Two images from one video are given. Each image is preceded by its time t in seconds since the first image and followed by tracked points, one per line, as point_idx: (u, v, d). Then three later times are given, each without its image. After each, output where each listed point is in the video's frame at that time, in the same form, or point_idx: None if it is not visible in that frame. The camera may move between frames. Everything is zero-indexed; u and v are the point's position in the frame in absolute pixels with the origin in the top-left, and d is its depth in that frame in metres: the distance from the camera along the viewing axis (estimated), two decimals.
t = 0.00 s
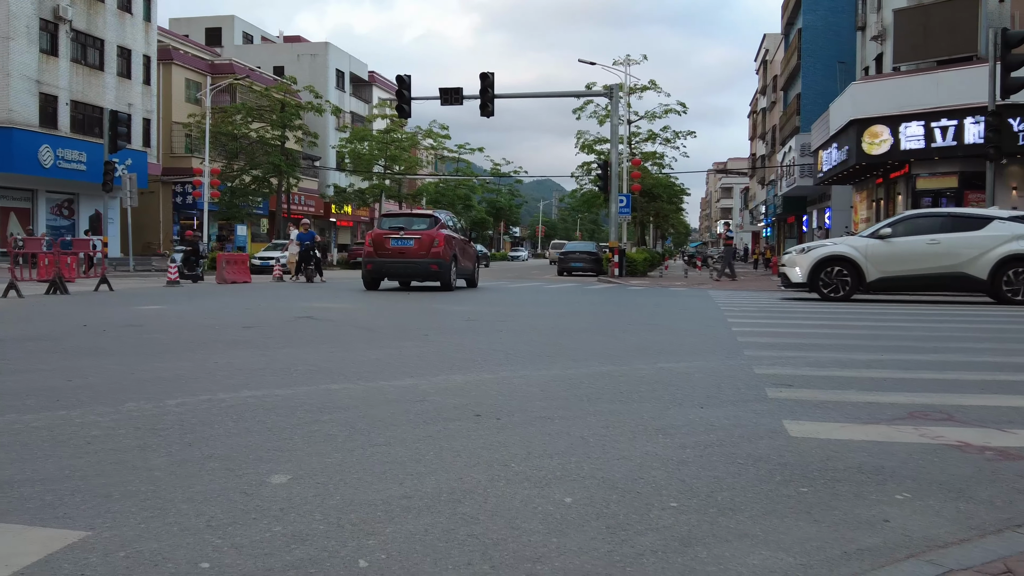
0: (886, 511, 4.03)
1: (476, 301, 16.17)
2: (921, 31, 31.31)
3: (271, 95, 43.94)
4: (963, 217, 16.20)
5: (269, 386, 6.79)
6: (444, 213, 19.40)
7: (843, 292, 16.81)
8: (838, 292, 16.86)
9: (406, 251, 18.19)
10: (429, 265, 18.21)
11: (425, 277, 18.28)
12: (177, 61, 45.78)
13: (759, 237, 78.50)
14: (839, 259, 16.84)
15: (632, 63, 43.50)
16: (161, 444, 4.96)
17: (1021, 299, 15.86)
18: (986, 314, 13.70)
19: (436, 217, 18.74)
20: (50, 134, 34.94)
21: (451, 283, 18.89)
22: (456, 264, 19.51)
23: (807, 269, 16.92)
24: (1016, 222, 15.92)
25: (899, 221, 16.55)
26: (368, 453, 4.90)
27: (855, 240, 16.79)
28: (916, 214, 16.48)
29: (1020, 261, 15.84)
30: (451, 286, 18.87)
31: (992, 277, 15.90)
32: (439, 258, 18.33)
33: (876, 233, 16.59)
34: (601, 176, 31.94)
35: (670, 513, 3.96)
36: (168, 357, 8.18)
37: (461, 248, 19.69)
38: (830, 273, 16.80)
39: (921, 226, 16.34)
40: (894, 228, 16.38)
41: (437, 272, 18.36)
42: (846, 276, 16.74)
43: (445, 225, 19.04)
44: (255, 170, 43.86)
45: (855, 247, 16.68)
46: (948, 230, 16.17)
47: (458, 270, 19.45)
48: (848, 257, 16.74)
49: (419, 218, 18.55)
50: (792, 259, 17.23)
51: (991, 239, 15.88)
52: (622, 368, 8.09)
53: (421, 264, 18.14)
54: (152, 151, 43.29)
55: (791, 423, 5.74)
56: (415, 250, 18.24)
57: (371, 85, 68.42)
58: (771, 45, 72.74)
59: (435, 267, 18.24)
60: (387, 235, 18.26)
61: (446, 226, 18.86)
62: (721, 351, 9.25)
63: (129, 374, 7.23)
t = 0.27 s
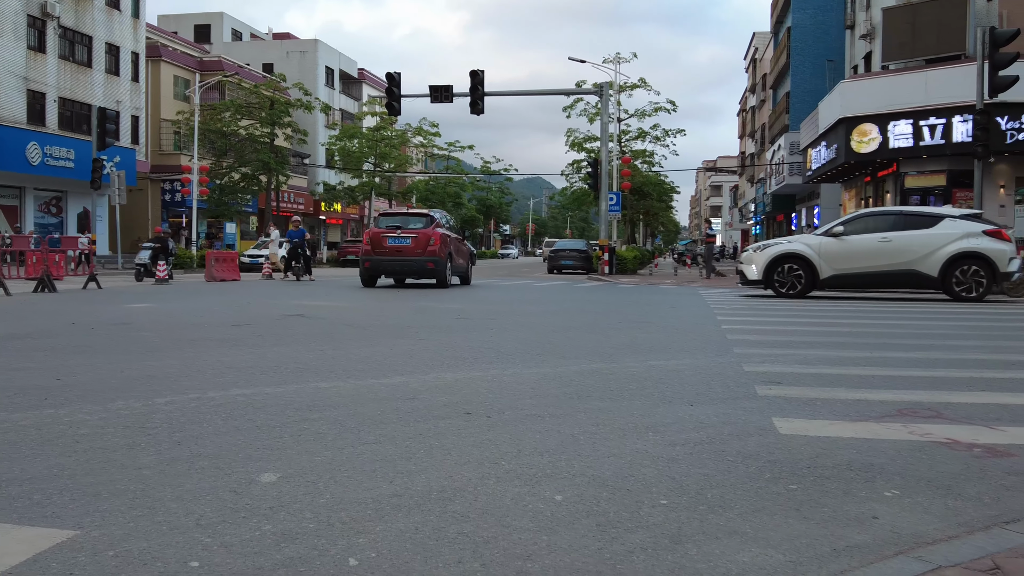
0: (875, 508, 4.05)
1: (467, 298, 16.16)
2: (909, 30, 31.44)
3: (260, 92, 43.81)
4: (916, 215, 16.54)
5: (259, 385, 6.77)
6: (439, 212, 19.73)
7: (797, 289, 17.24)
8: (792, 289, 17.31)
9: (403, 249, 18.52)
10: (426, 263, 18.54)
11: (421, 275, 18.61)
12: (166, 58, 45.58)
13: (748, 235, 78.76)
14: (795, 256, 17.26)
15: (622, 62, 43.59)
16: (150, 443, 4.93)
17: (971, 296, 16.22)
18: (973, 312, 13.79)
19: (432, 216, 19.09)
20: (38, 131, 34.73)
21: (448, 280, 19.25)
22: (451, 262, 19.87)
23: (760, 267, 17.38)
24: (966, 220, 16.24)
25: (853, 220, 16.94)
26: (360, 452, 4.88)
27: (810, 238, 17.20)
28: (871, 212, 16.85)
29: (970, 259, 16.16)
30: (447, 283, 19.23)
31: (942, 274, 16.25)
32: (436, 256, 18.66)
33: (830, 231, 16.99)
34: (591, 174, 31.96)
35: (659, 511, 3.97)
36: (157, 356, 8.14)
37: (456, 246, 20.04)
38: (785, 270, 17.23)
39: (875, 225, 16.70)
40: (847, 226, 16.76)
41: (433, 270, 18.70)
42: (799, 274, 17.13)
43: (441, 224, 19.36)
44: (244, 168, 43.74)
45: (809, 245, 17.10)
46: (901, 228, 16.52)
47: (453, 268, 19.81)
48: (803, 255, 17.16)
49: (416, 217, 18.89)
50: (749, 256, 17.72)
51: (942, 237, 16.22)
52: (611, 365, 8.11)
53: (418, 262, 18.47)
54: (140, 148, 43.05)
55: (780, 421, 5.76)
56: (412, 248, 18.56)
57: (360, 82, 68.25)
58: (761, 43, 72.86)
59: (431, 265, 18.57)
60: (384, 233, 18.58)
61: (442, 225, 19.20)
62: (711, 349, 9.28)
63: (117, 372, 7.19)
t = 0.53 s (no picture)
0: (869, 505, 4.06)
1: (460, 296, 16.15)
2: (901, 28, 31.54)
3: (252, 89, 43.70)
4: (874, 213, 16.63)
5: (251, 383, 6.76)
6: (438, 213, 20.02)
7: (757, 286, 17.37)
8: (753, 287, 17.44)
9: (403, 248, 18.79)
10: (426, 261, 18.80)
11: (422, 273, 18.87)
12: (158, 55, 45.43)
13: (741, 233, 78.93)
14: (755, 254, 17.38)
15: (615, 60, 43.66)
16: (143, 442, 4.92)
17: (928, 293, 16.33)
18: (965, 310, 13.84)
19: (432, 216, 19.37)
20: (29, 129, 34.58)
21: (447, 279, 19.50)
22: (450, 261, 20.14)
23: (721, 265, 17.50)
24: (923, 218, 16.35)
25: (812, 218, 17.03)
26: (355, 450, 4.87)
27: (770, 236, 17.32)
28: (829, 211, 16.94)
29: (926, 256, 16.28)
30: (446, 282, 19.48)
31: (899, 271, 16.38)
32: (435, 255, 18.92)
33: (790, 229, 17.11)
34: (584, 172, 31.98)
35: (654, 509, 3.97)
36: (150, 354, 8.12)
37: (455, 246, 20.31)
38: (745, 269, 17.38)
39: (833, 223, 16.81)
40: (806, 225, 16.87)
41: (433, 269, 18.96)
42: (759, 272, 17.29)
43: (440, 224, 19.64)
44: (237, 165, 43.66)
45: (769, 243, 17.22)
46: (859, 226, 16.63)
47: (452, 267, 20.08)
48: (763, 253, 17.28)
49: (416, 217, 19.16)
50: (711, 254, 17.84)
51: (898, 235, 16.34)
52: (604, 363, 8.12)
53: (418, 260, 18.73)
54: (132, 146, 42.87)
55: (773, 418, 5.78)
56: (412, 247, 18.83)
57: (353, 80, 68.09)
58: (753, 42, 72.92)
59: (431, 264, 18.83)
60: (386, 233, 18.86)
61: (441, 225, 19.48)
62: (704, 346, 9.30)
63: (109, 371, 7.18)
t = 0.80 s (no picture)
0: (864, 503, 4.07)
1: (455, 294, 16.16)
2: (896, 27, 31.60)
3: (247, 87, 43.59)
4: (836, 212, 16.77)
5: (246, 381, 6.75)
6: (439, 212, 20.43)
7: (724, 284, 17.54)
8: (719, 284, 17.60)
9: (406, 246, 19.18)
10: (428, 259, 19.19)
11: (424, 271, 19.26)
12: (152, 53, 45.36)
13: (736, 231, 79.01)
14: (721, 253, 17.55)
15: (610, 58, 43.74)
16: (137, 440, 4.91)
17: (890, 290, 16.49)
18: (958, 308, 13.88)
19: (434, 215, 19.77)
20: (23, 126, 34.46)
21: (448, 276, 19.90)
22: (451, 260, 20.52)
23: (688, 263, 17.70)
24: (885, 217, 16.47)
25: (776, 217, 17.20)
26: (350, 448, 4.87)
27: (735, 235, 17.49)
28: (793, 210, 17.09)
29: (888, 254, 16.40)
30: (447, 279, 19.87)
31: (861, 269, 16.52)
32: (438, 253, 19.32)
33: (754, 227, 17.28)
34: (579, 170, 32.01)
35: (649, 507, 3.98)
36: (144, 352, 8.11)
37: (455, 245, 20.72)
38: (711, 267, 17.55)
39: (796, 221, 16.96)
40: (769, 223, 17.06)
41: (435, 267, 19.36)
42: (725, 270, 17.46)
43: (442, 223, 20.04)
44: (231, 163, 43.59)
45: (735, 241, 17.40)
46: (821, 224, 16.78)
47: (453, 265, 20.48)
48: (729, 251, 17.46)
49: (418, 216, 19.56)
50: (680, 253, 18.06)
51: (858, 233, 16.47)
52: (599, 361, 8.12)
53: (421, 258, 19.12)
54: (127, 143, 42.76)
55: (768, 416, 5.79)
56: (415, 245, 19.21)
57: (348, 78, 67.97)
58: (748, 40, 72.87)
59: (433, 261, 19.22)
60: (389, 231, 19.24)
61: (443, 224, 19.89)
62: (699, 344, 9.31)
63: (104, 369, 7.16)
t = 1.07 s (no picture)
0: (859, 501, 4.08)
1: (451, 292, 16.16)
2: (891, 26, 31.66)
3: (242, 85, 43.54)
4: (803, 211, 16.81)
5: (242, 379, 6.75)
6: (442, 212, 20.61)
7: (693, 282, 17.60)
8: (689, 282, 17.66)
9: (411, 245, 19.34)
10: (431, 257, 19.33)
11: (427, 270, 19.41)
12: (148, 51, 45.36)
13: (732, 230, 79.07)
14: (691, 251, 17.60)
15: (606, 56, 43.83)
16: (133, 438, 4.90)
17: (856, 288, 16.49)
18: (953, 306, 13.91)
19: (437, 214, 19.95)
20: (18, 124, 34.35)
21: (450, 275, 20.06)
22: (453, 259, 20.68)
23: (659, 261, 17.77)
24: (852, 215, 16.51)
25: (745, 216, 17.26)
26: (347, 446, 4.86)
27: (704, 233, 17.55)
28: (761, 209, 17.15)
29: (852, 253, 16.48)
30: (449, 277, 20.03)
31: (827, 267, 16.54)
32: (441, 252, 19.47)
33: (723, 226, 17.34)
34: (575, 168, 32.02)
35: (646, 504, 3.98)
36: (140, 350, 8.10)
37: (457, 244, 20.90)
38: (681, 265, 17.61)
39: (763, 220, 17.02)
40: (739, 222, 17.10)
41: (438, 265, 19.51)
42: (695, 268, 17.51)
43: (445, 222, 20.21)
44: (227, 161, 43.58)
45: (705, 240, 17.45)
46: (790, 223, 16.81)
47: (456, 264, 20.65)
48: (699, 249, 17.50)
49: (421, 216, 19.73)
50: (652, 250, 18.13)
51: (824, 232, 16.51)
52: (595, 359, 8.13)
53: (425, 257, 19.28)
54: (122, 142, 42.69)
55: (765, 414, 5.79)
56: (419, 244, 19.37)
57: (344, 76, 67.89)
58: (744, 38, 72.89)
59: (436, 260, 19.37)
60: (394, 230, 19.40)
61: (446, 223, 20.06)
62: (695, 342, 9.32)
63: (99, 367, 7.15)
